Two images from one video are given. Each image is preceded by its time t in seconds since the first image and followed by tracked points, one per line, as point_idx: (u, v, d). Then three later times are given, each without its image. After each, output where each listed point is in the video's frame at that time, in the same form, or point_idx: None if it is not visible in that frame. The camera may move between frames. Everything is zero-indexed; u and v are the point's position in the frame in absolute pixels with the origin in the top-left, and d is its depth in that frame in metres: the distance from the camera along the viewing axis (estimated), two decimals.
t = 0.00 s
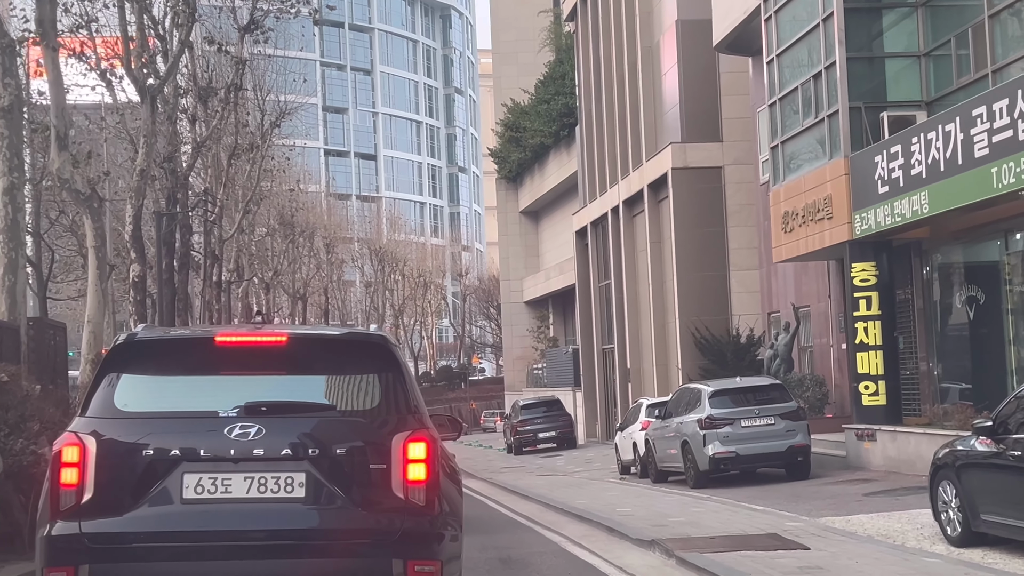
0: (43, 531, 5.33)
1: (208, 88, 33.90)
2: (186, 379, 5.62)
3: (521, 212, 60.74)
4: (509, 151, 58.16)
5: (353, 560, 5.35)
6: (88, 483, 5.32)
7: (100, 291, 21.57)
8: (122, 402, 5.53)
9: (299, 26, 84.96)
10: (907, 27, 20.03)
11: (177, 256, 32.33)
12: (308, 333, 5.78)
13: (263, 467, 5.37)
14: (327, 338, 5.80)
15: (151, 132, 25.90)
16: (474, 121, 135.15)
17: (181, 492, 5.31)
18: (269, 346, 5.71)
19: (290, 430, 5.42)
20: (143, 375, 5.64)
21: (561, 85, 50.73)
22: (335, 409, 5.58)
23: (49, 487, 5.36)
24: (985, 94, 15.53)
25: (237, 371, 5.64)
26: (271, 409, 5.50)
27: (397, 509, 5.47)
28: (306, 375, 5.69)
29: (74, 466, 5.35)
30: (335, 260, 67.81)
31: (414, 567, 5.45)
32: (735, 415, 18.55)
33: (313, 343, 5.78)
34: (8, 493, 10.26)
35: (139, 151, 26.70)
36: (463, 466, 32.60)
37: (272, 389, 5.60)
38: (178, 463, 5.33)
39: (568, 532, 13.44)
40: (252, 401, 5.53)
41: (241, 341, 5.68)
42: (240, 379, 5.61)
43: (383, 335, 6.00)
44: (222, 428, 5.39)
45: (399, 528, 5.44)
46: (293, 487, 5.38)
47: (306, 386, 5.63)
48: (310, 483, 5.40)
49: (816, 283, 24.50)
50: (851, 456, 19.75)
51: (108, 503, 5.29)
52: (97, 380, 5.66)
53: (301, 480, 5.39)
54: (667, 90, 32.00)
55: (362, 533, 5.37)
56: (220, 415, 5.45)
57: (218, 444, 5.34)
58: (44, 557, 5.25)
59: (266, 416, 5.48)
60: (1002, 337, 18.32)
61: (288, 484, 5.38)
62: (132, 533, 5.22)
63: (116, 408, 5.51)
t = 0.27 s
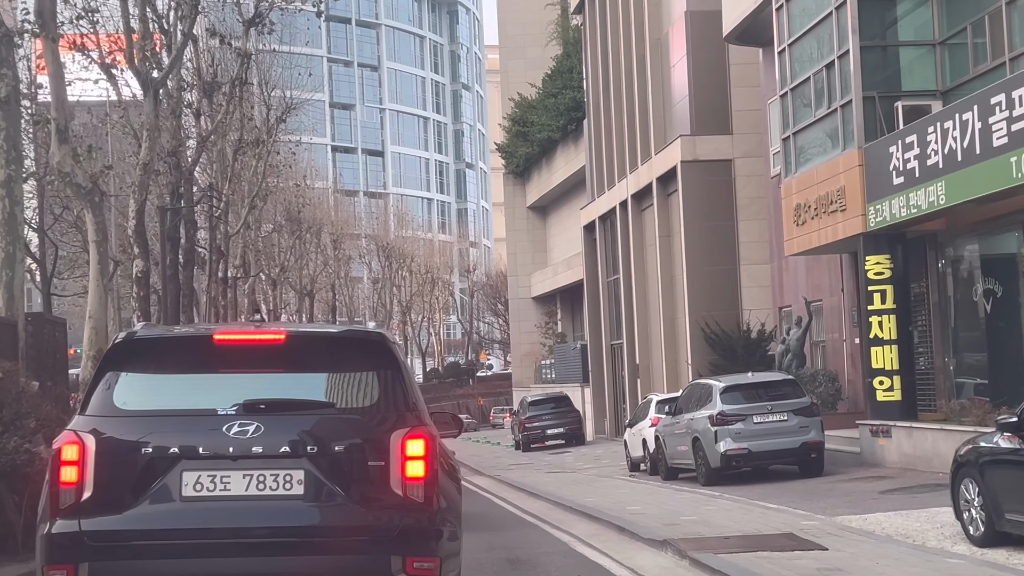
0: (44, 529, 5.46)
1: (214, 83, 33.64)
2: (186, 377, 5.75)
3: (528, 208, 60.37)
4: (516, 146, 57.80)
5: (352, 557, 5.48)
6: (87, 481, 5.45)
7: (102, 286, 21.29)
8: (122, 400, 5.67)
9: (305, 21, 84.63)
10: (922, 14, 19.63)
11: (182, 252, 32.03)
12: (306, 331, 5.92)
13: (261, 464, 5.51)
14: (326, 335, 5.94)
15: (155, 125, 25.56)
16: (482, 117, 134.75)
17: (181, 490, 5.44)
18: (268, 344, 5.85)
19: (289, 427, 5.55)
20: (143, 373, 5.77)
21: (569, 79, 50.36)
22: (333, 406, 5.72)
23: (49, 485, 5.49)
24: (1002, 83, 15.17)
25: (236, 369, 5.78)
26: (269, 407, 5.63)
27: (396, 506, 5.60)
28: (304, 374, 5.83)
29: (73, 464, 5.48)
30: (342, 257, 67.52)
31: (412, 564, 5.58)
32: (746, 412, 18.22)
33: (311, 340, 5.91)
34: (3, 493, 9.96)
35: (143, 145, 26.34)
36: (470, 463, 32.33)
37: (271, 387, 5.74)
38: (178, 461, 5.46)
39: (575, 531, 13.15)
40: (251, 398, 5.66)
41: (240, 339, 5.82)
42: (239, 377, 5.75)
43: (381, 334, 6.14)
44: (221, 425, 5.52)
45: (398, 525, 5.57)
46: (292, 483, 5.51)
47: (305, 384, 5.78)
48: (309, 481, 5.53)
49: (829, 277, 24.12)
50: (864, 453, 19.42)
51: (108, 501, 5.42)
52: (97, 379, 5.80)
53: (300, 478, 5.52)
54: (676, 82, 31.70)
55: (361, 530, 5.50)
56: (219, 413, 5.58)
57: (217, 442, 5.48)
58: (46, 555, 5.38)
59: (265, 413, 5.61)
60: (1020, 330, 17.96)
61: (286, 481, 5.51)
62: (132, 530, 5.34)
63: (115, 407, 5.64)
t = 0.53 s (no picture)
0: (47, 527, 5.32)
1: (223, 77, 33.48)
2: (188, 373, 5.62)
3: (539, 202, 60.03)
4: (527, 140, 57.47)
5: (355, 554, 5.34)
6: (91, 479, 5.32)
7: (108, 280, 21.02)
8: (123, 397, 5.54)
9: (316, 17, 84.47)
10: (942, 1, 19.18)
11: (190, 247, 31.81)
12: (309, 328, 5.79)
13: (265, 461, 5.37)
14: (329, 332, 5.80)
15: (162, 118, 25.30)
16: (493, 112, 134.41)
17: (184, 487, 5.30)
18: (269, 340, 5.71)
19: (292, 425, 5.42)
20: (145, 369, 5.64)
21: (580, 72, 50.02)
22: (336, 402, 5.57)
23: (52, 483, 5.36)
24: None
25: (238, 365, 5.64)
26: (272, 403, 5.50)
27: (399, 502, 5.45)
28: (306, 370, 5.68)
29: (77, 462, 5.35)
30: (353, 253, 67.28)
31: (416, 560, 5.42)
32: (763, 408, 17.85)
33: (313, 336, 5.78)
34: None
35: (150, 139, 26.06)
36: (482, 460, 31.98)
37: (273, 383, 5.60)
38: (181, 458, 5.32)
39: (589, 530, 12.76)
40: (254, 395, 5.53)
41: (242, 335, 5.68)
42: (241, 374, 5.61)
43: (384, 329, 5.99)
44: (224, 421, 5.39)
45: (402, 521, 5.41)
46: (295, 480, 5.37)
47: (307, 381, 5.63)
48: (312, 477, 5.38)
49: (846, 270, 23.69)
50: (884, 449, 19.04)
51: (111, 499, 5.29)
52: (99, 376, 5.68)
53: (303, 474, 5.38)
54: (689, 74, 31.32)
55: (366, 527, 5.35)
56: (222, 409, 5.45)
57: (220, 439, 5.34)
58: (48, 553, 5.24)
59: (268, 410, 5.48)
60: None
61: (290, 477, 5.37)
62: (136, 527, 5.21)
63: (118, 403, 5.52)
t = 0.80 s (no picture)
0: (56, 528, 5.14)
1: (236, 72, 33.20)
2: (195, 372, 5.43)
3: (555, 198, 59.69)
4: (542, 136, 57.12)
5: (361, 551, 5.13)
6: (101, 477, 5.13)
7: (118, 275, 20.74)
8: (131, 394, 5.36)
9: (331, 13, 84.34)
10: None
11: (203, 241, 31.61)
12: (317, 326, 5.60)
13: (276, 459, 5.17)
14: (337, 330, 5.61)
15: (173, 113, 25.08)
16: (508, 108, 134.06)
17: (194, 486, 5.11)
18: (277, 338, 5.53)
19: (300, 423, 5.22)
20: (152, 367, 5.46)
21: (595, 66, 49.66)
22: (343, 400, 5.38)
23: (61, 482, 5.17)
24: None
25: (246, 363, 5.46)
26: (281, 402, 5.30)
27: (407, 501, 5.24)
28: (314, 368, 5.49)
29: (86, 461, 5.16)
30: (368, 249, 67.10)
31: (424, 558, 5.23)
32: (784, 404, 17.46)
33: (321, 335, 5.59)
34: None
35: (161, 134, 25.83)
36: (498, 456, 31.65)
37: (280, 381, 5.41)
38: (190, 457, 5.13)
39: (608, 531, 12.35)
40: (263, 393, 5.34)
41: (250, 334, 5.50)
42: (248, 372, 5.42)
43: (391, 327, 5.80)
44: (232, 420, 5.20)
45: (410, 519, 5.21)
46: (303, 479, 5.16)
47: (314, 378, 5.43)
48: (320, 476, 5.18)
49: (869, 264, 23.22)
50: (907, 447, 18.62)
51: (120, 498, 5.10)
52: (107, 374, 5.50)
53: (311, 472, 5.18)
54: (708, 67, 30.89)
55: (375, 525, 5.15)
56: (230, 408, 5.25)
57: (229, 438, 5.15)
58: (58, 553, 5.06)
59: (276, 408, 5.28)
60: None
61: (298, 476, 5.17)
62: (146, 526, 5.02)
63: (126, 402, 5.33)
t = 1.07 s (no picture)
0: (75, 526, 5.39)
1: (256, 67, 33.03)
2: (211, 372, 5.65)
3: (577, 192, 59.24)
4: (564, 130, 56.69)
5: (377, 549, 5.34)
6: (118, 477, 5.38)
7: (135, 271, 20.60)
8: (149, 395, 5.59)
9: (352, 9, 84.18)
10: None
11: (223, 236, 31.42)
12: (332, 326, 5.79)
13: (290, 458, 5.40)
14: (352, 330, 5.81)
15: (191, 108, 24.93)
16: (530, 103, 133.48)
17: (209, 485, 5.34)
18: (292, 338, 5.73)
19: (316, 422, 5.44)
20: (170, 367, 5.69)
21: (617, 59, 49.22)
22: (358, 399, 5.59)
23: (79, 482, 5.42)
24: None
25: (261, 363, 5.67)
26: (295, 401, 5.52)
27: (421, 499, 5.46)
28: (328, 368, 5.69)
29: (103, 461, 5.41)
30: (390, 245, 66.88)
31: (439, 556, 5.43)
32: (813, 399, 17.04)
33: (336, 335, 5.78)
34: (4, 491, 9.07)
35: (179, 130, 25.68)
36: (520, 453, 31.37)
37: (295, 381, 5.62)
38: (206, 456, 5.36)
39: (632, 530, 12.06)
40: (277, 392, 5.55)
41: (265, 334, 5.70)
42: (264, 371, 5.63)
43: (405, 326, 5.99)
44: (247, 419, 5.42)
45: (424, 517, 5.43)
46: (319, 477, 5.38)
47: (329, 378, 5.64)
48: (334, 474, 5.40)
49: (898, 257, 22.78)
50: (939, 442, 18.16)
51: (138, 496, 5.34)
52: (126, 374, 5.74)
53: (326, 471, 5.40)
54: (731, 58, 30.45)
55: (389, 522, 5.36)
56: (245, 408, 5.47)
57: (244, 437, 5.38)
58: (76, 550, 5.31)
59: (291, 408, 5.50)
60: None
61: (314, 474, 5.39)
62: (162, 524, 5.25)
63: (144, 403, 5.57)
